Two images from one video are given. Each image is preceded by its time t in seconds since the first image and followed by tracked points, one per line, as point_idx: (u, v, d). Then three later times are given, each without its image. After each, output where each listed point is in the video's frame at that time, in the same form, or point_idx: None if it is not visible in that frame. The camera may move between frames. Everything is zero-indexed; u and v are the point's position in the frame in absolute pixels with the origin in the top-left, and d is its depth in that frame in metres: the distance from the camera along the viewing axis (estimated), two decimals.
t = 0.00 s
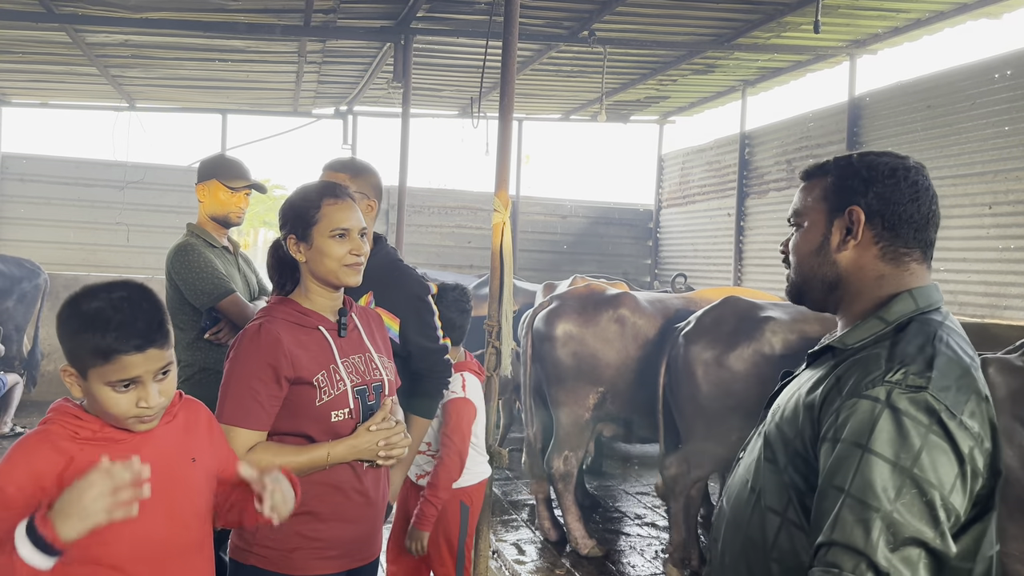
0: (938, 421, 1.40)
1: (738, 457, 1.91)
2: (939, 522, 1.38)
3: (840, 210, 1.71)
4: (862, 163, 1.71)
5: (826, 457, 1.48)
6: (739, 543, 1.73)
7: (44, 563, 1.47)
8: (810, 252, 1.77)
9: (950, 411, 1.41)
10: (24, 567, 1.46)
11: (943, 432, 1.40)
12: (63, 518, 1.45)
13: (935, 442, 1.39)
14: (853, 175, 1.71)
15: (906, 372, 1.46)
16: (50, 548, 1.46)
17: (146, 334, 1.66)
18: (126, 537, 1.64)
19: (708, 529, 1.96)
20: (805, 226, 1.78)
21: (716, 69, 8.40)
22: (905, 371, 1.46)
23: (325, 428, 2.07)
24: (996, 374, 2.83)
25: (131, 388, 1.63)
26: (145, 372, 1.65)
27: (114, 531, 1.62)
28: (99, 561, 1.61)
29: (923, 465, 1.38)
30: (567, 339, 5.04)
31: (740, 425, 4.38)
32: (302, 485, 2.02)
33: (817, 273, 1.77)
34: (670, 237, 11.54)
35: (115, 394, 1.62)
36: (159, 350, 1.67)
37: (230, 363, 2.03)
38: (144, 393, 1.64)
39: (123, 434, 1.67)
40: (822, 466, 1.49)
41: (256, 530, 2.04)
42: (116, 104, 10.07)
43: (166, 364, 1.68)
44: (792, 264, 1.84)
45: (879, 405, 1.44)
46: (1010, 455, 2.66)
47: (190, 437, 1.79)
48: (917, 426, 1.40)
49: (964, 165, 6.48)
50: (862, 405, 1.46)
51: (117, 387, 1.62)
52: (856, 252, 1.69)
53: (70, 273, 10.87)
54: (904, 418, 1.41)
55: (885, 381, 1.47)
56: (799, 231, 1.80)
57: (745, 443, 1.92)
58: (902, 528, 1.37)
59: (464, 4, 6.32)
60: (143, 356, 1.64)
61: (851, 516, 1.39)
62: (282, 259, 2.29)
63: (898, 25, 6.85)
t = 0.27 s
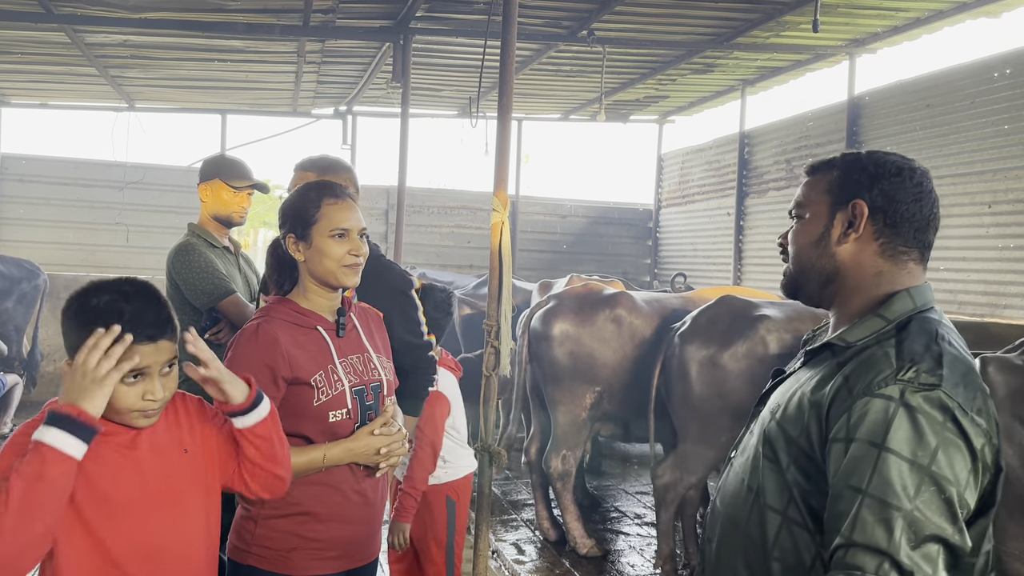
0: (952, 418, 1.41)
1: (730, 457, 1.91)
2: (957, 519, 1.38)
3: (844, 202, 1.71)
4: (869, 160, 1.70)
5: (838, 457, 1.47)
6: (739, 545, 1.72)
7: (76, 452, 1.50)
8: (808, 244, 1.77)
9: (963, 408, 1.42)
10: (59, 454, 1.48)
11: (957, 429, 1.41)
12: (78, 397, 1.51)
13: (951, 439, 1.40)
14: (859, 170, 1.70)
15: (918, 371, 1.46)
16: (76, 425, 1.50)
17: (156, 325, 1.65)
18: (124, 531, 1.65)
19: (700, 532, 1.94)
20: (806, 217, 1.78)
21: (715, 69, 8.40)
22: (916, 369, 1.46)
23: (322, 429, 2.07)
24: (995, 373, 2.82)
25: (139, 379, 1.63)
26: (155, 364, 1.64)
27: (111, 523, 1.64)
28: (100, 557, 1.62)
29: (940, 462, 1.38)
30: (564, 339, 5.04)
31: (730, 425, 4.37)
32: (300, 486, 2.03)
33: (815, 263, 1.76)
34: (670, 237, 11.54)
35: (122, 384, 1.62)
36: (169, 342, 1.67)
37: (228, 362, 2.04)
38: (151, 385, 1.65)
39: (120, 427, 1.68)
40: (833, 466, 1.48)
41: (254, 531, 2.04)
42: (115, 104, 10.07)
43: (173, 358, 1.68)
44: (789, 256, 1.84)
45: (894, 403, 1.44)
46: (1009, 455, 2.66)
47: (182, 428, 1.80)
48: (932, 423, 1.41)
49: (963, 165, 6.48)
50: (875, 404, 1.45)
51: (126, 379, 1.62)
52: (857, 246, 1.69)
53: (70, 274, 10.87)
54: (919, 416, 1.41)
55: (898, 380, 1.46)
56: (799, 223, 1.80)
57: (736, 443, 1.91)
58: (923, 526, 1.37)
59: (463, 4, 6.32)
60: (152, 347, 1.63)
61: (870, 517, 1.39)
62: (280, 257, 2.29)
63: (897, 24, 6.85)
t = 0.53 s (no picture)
0: (953, 411, 1.42)
1: (724, 457, 1.91)
2: (963, 511, 1.39)
3: (827, 206, 1.71)
4: (849, 161, 1.70)
5: (841, 455, 1.48)
6: (739, 545, 1.72)
7: (99, 391, 1.57)
8: (795, 247, 1.76)
9: (963, 401, 1.43)
10: (83, 391, 1.55)
11: (958, 422, 1.41)
12: (100, 340, 1.59)
13: (953, 433, 1.41)
14: (840, 172, 1.70)
15: (916, 367, 1.46)
16: (99, 366, 1.57)
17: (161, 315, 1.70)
18: (132, 528, 1.66)
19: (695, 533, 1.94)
20: (790, 221, 1.77)
21: (714, 68, 8.40)
22: (914, 365, 1.47)
23: (321, 428, 2.07)
24: (995, 372, 2.82)
25: (147, 368, 1.68)
26: (161, 353, 1.69)
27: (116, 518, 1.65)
28: (109, 555, 1.63)
29: (943, 456, 1.39)
30: (561, 339, 5.05)
31: (726, 423, 4.37)
32: (298, 485, 2.03)
33: (801, 267, 1.76)
34: (669, 236, 11.54)
35: (130, 374, 1.66)
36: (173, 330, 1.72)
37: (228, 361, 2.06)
38: (158, 375, 1.69)
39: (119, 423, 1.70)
40: (836, 464, 1.48)
41: (252, 531, 2.04)
42: (115, 104, 10.08)
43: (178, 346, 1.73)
44: (775, 258, 1.83)
45: (895, 400, 1.44)
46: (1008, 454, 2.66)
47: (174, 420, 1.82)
48: (934, 417, 1.41)
49: (962, 164, 6.48)
50: (876, 401, 1.45)
51: (134, 369, 1.66)
52: (842, 249, 1.69)
53: (70, 274, 10.88)
54: (921, 412, 1.41)
55: (897, 376, 1.46)
56: (783, 226, 1.79)
57: (729, 442, 1.91)
58: (931, 520, 1.38)
59: (462, 4, 6.32)
60: (158, 335, 1.68)
61: (878, 514, 1.39)
62: (280, 259, 2.29)
63: (896, 23, 6.85)
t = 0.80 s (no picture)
0: (951, 407, 1.41)
1: (720, 456, 1.90)
2: (960, 506, 1.38)
3: (821, 207, 1.69)
4: (841, 162, 1.69)
5: (839, 450, 1.47)
6: (736, 544, 1.71)
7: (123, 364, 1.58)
8: (790, 248, 1.74)
9: (960, 397, 1.42)
10: (110, 365, 1.55)
11: (956, 418, 1.41)
12: (119, 315, 1.61)
13: (951, 429, 1.40)
14: (832, 173, 1.69)
15: (914, 363, 1.45)
16: (120, 339, 1.58)
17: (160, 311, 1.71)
18: (136, 526, 1.66)
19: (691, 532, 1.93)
20: (782, 222, 1.76)
21: (714, 67, 8.39)
22: (912, 361, 1.46)
23: (320, 428, 2.06)
24: (995, 371, 2.80)
25: (146, 365, 1.68)
26: (160, 350, 1.69)
27: (121, 516, 1.65)
28: (114, 554, 1.62)
29: (942, 451, 1.39)
30: (557, 339, 5.05)
31: (723, 422, 4.37)
32: (297, 486, 2.02)
33: (795, 268, 1.75)
34: (669, 235, 11.53)
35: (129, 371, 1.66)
36: (170, 327, 1.72)
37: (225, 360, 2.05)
38: (157, 372, 1.69)
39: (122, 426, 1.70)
40: (835, 460, 1.47)
41: (250, 531, 2.03)
42: (113, 105, 10.07)
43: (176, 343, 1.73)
44: (767, 259, 1.81)
45: (893, 396, 1.43)
46: (1009, 454, 2.66)
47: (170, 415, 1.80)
48: (932, 413, 1.41)
49: (962, 163, 6.47)
50: (875, 397, 1.44)
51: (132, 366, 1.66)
52: (837, 250, 1.68)
53: (69, 275, 10.88)
54: (920, 407, 1.41)
55: (895, 372, 1.45)
56: (775, 227, 1.77)
57: (725, 441, 1.90)
58: (929, 515, 1.37)
59: (461, 3, 6.31)
60: (157, 331, 1.68)
61: (877, 509, 1.38)
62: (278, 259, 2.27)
63: (895, 22, 6.85)
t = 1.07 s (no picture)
0: (948, 407, 1.41)
1: (716, 455, 1.89)
2: (956, 505, 1.38)
3: (821, 208, 1.69)
4: (841, 163, 1.68)
5: (836, 448, 1.47)
6: (733, 542, 1.70)
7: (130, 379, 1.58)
8: (789, 248, 1.73)
9: (957, 396, 1.42)
10: (119, 381, 1.55)
11: (953, 418, 1.41)
12: (122, 331, 1.60)
13: (948, 429, 1.40)
14: (832, 173, 1.68)
15: (912, 363, 1.45)
16: (126, 354, 1.58)
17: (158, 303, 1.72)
18: (141, 529, 1.66)
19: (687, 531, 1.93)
20: (781, 223, 1.75)
21: (713, 67, 8.39)
22: (909, 361, 1.45)
23: (321, 428, 2.06)
24: (996, 370, 2.79)
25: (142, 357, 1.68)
26: (154, 341, 1.69)
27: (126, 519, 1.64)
28: (117, 552, 1.62)
29: (938, 451, 1.39)
30: (555, 339, 5.05)
31: (720, 422, 4.39)
32: (298, 487, 2.02)
33: (794, 268, 1.74)
34: (669, 235, 11.53)
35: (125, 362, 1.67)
36: (164, 319, 1.72)
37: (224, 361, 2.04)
38: (153, 363, 1.69)
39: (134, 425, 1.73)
40: (832, 459, 1.47)
41: (251, 531, 2.03)
42: (113, 105, 10.06)
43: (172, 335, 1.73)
44: (765, 259, 1.80)
45: (892, 395, 1.42)
46: (1009, 453, 2.66)
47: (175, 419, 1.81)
48: (929, 412, 1.40)
49: (962, 162, 6.47)
50: (873, 396, 1.44)
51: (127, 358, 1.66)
52: (836, 251, 1.68)
53: (69, 275, 10.87)
54: (917, 407, 1.40)
55: (893, 372, 1.45)
56: (774, 228, 1.76)
57: (721, 440, 1.90)
58: (926, 513, 1.37)
59: (460, 3, 6.31)
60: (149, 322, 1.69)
61: (874, 507, 1.37)
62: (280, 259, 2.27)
63: (895, 21, 6.84)
